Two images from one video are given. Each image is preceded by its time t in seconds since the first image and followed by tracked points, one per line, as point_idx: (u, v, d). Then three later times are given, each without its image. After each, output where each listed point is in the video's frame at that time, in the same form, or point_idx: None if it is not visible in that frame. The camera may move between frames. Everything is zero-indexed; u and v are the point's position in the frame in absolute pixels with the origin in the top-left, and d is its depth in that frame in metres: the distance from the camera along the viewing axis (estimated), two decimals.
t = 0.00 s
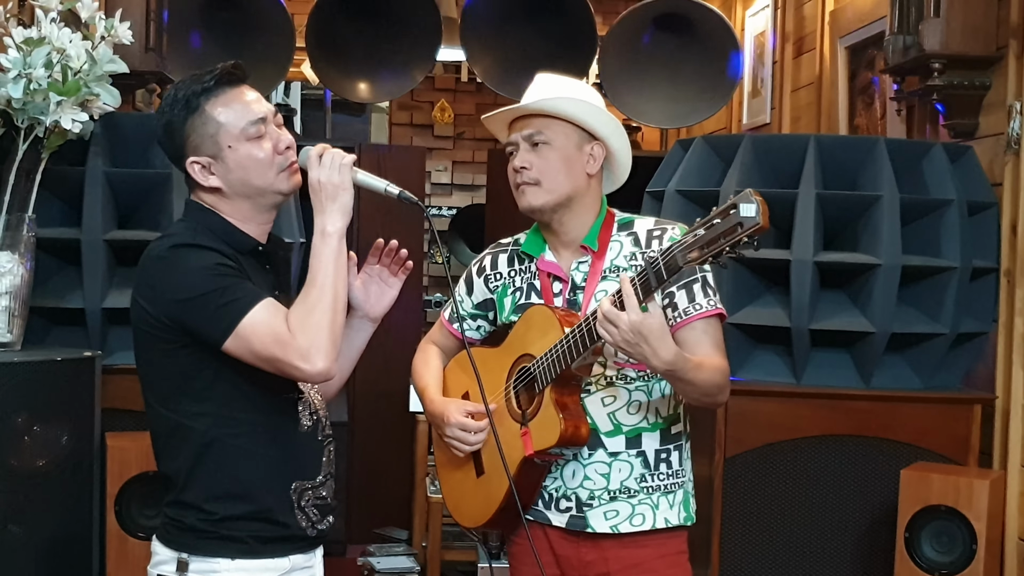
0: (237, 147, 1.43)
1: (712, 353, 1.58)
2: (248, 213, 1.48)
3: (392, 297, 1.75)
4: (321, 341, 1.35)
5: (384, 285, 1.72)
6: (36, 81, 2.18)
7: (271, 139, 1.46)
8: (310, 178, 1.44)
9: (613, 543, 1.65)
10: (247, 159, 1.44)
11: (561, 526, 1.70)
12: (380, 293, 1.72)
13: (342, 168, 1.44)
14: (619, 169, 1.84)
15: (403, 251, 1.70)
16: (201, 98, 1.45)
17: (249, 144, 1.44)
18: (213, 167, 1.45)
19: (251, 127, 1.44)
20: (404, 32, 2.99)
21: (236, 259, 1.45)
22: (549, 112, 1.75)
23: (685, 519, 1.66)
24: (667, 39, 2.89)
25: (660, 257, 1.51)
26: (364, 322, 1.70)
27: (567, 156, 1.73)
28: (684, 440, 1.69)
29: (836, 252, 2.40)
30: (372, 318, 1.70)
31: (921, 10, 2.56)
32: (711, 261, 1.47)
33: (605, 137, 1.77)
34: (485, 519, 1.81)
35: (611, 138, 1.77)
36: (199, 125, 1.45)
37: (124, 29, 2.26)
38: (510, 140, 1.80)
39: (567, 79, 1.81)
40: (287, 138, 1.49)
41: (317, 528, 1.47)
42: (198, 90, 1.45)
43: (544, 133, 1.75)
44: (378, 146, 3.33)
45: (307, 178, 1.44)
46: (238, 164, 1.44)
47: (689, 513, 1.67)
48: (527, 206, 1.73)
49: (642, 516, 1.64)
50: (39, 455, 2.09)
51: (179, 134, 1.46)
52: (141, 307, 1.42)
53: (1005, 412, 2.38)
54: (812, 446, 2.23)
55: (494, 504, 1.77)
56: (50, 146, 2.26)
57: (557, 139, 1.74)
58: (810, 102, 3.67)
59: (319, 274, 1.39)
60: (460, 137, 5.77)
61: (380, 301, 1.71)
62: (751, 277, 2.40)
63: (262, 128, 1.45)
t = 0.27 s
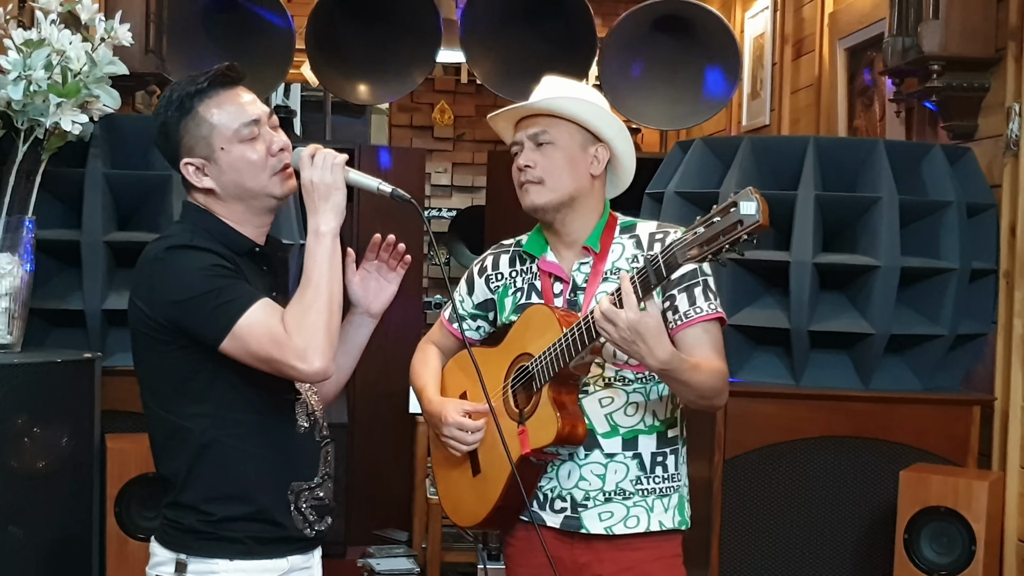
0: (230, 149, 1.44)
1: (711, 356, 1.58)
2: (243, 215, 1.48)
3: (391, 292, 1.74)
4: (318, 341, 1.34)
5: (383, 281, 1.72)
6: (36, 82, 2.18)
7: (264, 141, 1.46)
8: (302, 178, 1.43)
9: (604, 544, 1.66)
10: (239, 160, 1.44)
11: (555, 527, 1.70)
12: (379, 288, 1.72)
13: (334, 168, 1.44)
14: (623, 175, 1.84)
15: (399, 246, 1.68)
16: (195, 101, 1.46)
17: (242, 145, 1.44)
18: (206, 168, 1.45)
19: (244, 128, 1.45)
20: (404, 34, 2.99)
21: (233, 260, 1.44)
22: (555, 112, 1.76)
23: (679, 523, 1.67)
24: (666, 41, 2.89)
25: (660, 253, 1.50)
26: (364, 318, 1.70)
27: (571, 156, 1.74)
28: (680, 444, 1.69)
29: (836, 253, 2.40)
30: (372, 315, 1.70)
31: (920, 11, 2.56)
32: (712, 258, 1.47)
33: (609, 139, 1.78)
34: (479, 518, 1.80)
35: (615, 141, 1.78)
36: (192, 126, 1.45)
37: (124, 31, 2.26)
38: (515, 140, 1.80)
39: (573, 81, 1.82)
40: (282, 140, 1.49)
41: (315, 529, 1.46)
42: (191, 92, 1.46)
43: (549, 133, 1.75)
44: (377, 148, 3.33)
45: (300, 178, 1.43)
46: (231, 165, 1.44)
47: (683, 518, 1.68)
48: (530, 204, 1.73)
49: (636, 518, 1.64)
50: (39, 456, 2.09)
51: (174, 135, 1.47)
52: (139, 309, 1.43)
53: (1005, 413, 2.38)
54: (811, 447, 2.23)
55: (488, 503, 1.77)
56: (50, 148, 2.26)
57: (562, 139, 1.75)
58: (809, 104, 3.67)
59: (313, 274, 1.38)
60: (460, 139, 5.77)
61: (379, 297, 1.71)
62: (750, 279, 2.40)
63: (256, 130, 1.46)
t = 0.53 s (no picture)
0: (225, 149, 1.44)
1: (710, 357, 1.57)
2: (234, 215, 1.48)
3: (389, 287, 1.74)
4: (309, 341, 1.34)
5: (381, 273, 1.72)
6: (36, 84, 2.17)
7: (261, 143, 1.46)
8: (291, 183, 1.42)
9: (602, 546, 1.66)
10: (231, 162, 1.44)
11: (552, 527, 1.70)
12: (378, 281, 1.72)
13: (323, 171, 1.42)
14: (625, 174, 1.85)
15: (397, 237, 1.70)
16: (196, 98, 1.47)
17: (237, 146, 1.44)
18: (201, 166, 1.46)
19: (240, 130, 1.45)
20: (404, 35, 3.00)
21: (229, 261, 1.44)
22: (558, 112, 1.77)
23: (676, 525, 1.67)
24: (666, 43, 2.89)
25: (658, 250, 1.50)
26: (364, 311, 1.70)
27: (573, 157, 1.74)
28: (678, 447, 1.69)
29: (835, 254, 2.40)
30: (372, 307, 1.70)
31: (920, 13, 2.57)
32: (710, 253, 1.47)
33: (612, 141, 1.78)
34: (478, 518, 1.80)
35: (617, 143, 1.78)
36: (190, 124, 1.46)
37: (124, 32, 2.26)
38: (518, 140, 1.81)
39: (576, 83, 1.82)
40: (280, 143, 1.48)
41: (311, 528, 1.47)
42: (193, 89, 1.47)
43: (552, 133, 1.76)
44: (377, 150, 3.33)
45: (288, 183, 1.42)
46: (224, 165, 1.44)
47: (680, 520, 1.68)
48: (532, 203, 1.73)
49: (634, 519, 1.64)
50: (39, 457, 2.09)
51: (172, 130, 1.48)
52: (135, 310, 1.43)
53: (1004, 414, 2.38)
54: (809, 448, 2.24)
55: (487, 502, 1.77)
56: (50, 149, 2.28)
57: (564, 140, 1.75)
58: (809, 105, 3.67)
59: (304, 274, 1.38)
60: (459, 140, 5.77)
61: (378, 289, 1.71)
62: (749, 280, 2.40)
63: (253, 131, 1.45)
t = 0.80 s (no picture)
0: (225, 144, 1.44)
1: (708, 356, 1.57)
2: (228, 211, 1.48)
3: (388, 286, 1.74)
4: (297, 344, 1.33)
5: (380, 269, 1.71)
6: (35, 84, 2.17)
7: (262, 143, 1.46)
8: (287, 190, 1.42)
9: (601, 547, 1.65)
10: (230, 157, 1.44)
11: (551, 525, 1.69)
12: (376, 278, 1.71)
13: (320, 179, 1.42)
14: (625, 177, 1.85)
15: (396, 234, 1.70)
16: (203, 90, 1.47)
17: (238, 142, 1.44)
18: (199, 159, 1.46)
19: (243, 126, 1.45)
20: (404, 35, 3.00)
21: (224, 259, 1.44)
22: (558, 112, 1.76)
23: (675, 525, 1.66)
24: (666, 43, 2.89)
25: (657, 244, 1.49)
26: (363, 309, 1.70)
27: (574, 156, 1.74)
28: (677, 447, 1.68)
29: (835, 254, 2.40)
30: (371, 305, 1.70)
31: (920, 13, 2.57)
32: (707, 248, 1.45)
33: (612, 141, 1.78)
34: (476, 517, 1.80)
35: (617, 143, 1.78)
36: (194, 115, 1.46)
37: (123, 32, 2.25)
38: (518, 140, 1.81)
39: (577, 84, 1.82)
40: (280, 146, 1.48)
41: (306, 527, 1.47)
42: (201, 82, 1.47)
43: (552, 133, 1.75)
44: (377, 150, 3.33)
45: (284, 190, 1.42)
46: (221, 160, 1.44)
47: (679, 520, 1.67)
48: (532, 202, 1.73)
49: (632, 518, 1.64)
50: (38, 457, 2.08)
51: (176, 120, 1.48)
52: (129, 308, 1.42)
53: (1004, 415, 2.38)
54: (808, 448, 2.23)
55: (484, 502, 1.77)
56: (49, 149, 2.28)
57: (565, 139, 1.75)
58: (809, 105, 3.67)
59: (295, 278, 1.37)
60: (460, 140, 5.77)
61: (377, 287, 1.71)
62: (748, 280, 2.40)
63: (255, 129, 1.46)
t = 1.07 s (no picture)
0: (235, 141, 1.44)
1: (710, 350, 1.56)
2: (230, 208, 1.47)
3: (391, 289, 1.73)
4: (293, 347, 1.32)
5: (382, 272, 1.71)
6: (36, 82, 2.17)
7: (271, 144, 1.46)
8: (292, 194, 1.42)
9: (603, 546, 1.65)
10: (238, 155, 1.43)
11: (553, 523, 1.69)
12: (378, 281, 1.70)
13: (325, 185, 1.42)
14: (626, 173, 1.85)
15: (399, 238, 1.69)
16: (218, 85, 1.47)
17: (247, 140, 1.44)
18: (207, 152, 1.45)
19: (254, 125, 1.45)
20: (405, 34, 2.99)
21: (225, 259, 1.44)
22: (559, 110, 1.76)
23: (679, 523, 1.65)
24: (668, 41, 2.89)
25: (654, 236, 1.50)
26: (364, 312, 1.69)
27: (574, 154, 1.73)
28: (680, 444, 1.68)
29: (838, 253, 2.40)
30: (372, 309, 1.69)
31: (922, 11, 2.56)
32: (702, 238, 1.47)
33: (613, 139, 1.77)
34: (477, 515, 1.80)
35: (618, 142, 1.78)
36: (207, 109, 1.46)
37: (125, 30, 2.25)
38: (519, 138, 1.80)
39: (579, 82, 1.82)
40: (291, 150, 1.48)
41: (302, 527, 1.46)
42: (217, 77, 1.47)
43: (552, 130, 1.75)
44: (378, 148, 3.33)
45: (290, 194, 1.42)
46: (229, 156, 1.44)
47: (684, 518, 1.66)
48: (533, 200, 1.72)
49: (635, 515, 1.63)
50: (40, 456, 2.08)
51: (188, 111, 1.48)
52: (128, 305, 1.42)
53: (1006, 413, 2.38)
54: (809, 447, 2.23)
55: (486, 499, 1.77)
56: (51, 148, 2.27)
57: (566, 137, 1.74)
58: (811, 104, 3.66)
59: (295, 283, 1.37)
60: (461, 139, 5.76)
61: (379, 290, 1.70)
62: (750, 279, 2.39)
63: (266, 130, 1.45)
